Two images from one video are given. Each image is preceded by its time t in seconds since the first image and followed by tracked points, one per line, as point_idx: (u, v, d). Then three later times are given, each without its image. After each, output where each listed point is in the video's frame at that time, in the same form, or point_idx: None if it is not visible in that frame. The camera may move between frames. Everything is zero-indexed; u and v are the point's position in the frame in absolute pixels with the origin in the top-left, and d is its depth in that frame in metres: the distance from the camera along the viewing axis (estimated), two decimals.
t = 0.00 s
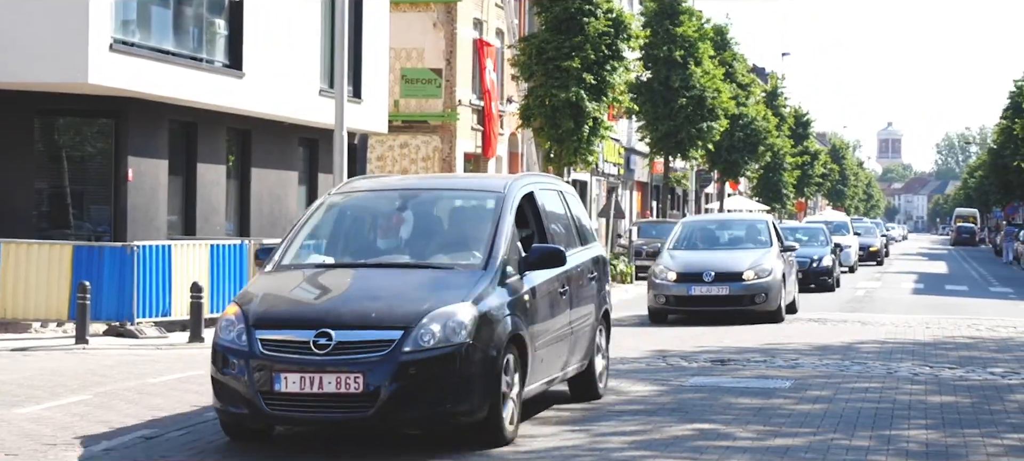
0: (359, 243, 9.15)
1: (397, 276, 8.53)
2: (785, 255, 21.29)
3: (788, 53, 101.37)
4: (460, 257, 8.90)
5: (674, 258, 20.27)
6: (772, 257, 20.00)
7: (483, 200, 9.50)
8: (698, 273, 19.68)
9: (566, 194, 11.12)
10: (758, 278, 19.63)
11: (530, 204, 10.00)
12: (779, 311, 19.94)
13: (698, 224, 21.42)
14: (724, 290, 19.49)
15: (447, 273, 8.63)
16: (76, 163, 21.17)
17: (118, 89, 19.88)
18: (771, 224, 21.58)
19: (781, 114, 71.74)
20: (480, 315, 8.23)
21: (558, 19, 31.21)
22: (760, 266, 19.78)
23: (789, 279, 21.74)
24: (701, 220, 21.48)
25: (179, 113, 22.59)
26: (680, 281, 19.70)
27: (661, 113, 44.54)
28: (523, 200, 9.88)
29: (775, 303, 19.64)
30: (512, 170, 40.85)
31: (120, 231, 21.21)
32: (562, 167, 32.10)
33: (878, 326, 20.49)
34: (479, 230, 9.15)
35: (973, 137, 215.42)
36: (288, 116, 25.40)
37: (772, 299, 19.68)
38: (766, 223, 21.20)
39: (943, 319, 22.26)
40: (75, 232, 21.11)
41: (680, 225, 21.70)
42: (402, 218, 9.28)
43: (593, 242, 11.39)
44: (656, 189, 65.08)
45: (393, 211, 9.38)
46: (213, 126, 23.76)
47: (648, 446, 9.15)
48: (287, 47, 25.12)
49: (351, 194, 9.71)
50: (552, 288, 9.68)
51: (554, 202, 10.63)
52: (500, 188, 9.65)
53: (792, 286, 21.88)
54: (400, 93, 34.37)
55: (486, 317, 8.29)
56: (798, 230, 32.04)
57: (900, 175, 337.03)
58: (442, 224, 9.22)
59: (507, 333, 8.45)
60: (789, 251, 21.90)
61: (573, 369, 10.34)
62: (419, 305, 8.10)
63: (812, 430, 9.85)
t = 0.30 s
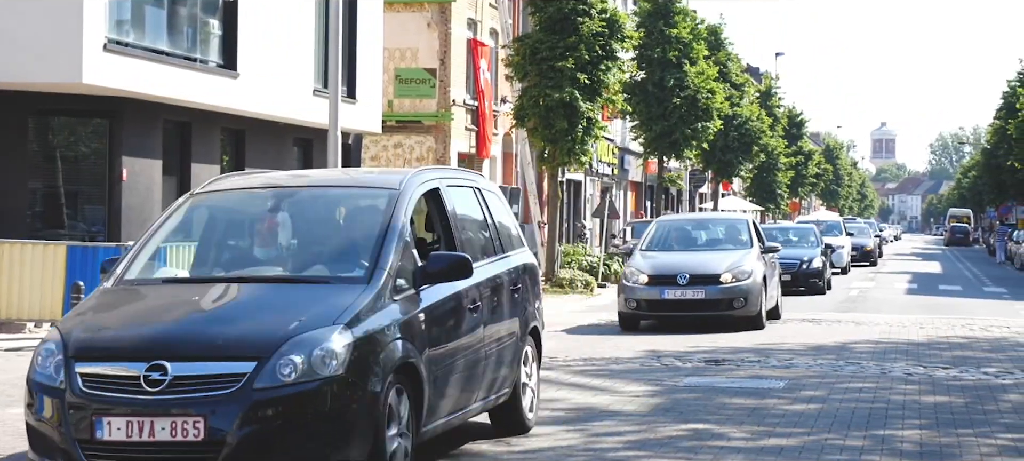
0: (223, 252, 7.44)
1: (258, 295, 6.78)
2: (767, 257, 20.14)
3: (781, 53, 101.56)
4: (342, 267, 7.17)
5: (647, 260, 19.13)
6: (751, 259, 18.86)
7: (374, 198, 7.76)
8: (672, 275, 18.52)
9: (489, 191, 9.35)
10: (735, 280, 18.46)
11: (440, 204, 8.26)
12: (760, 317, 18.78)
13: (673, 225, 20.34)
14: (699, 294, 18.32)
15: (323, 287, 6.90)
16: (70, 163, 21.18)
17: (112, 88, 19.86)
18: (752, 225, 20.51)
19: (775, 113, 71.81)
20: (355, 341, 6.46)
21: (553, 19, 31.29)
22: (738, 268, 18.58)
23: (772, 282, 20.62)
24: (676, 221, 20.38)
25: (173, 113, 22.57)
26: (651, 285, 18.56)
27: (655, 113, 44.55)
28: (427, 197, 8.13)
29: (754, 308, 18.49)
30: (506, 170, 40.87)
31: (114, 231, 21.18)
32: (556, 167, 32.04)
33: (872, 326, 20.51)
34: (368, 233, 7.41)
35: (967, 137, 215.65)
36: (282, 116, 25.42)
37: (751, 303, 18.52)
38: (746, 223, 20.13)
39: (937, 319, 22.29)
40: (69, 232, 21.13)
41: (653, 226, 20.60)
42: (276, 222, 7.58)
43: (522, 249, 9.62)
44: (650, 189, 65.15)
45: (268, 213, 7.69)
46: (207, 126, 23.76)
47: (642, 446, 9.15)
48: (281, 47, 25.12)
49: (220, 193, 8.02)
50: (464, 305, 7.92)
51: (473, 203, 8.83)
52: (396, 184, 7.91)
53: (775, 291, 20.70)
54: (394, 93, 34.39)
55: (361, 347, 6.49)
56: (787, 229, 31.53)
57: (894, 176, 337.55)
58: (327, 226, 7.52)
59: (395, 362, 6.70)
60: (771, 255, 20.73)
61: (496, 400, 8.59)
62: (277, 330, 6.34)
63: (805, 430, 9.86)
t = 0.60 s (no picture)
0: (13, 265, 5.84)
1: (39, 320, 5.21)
2: (746, 260, 18.96)
3: (776, 53, 101.58)
4: (158, 281, 5.57)
5: (614, 263, 17.92)
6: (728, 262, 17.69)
7: (212, 191, 6.12)
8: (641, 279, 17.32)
9: (374, 185, 7.77)
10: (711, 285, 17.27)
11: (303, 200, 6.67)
12: (737, 325, 17.60)
13: (645, 224, 19.22)
14: (671, 300, 17.14)
15: (126, 307, 5.31)
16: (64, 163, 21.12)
17: (106, 88, 19.84)
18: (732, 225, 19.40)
19: (769, 114, 71.88)
20: (155, 379, 4.90)
21: (547, 19, 31.24)
22: (713, 272, 17.40)
23: (752, 285, 19.34)
24: (649, 220, 19.24)
25: (165, 113, 22.52)
26: (618, 290, 17.34)
27: (649, 112, 44.51)
28: (283, 193, 6.54)
29: (730, 315, 17.31)
30: (500, 170, 40.88)
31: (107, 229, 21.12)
32: (550, 167, 32.05)
33: (866, 326, 20.53)
34: (193, 239, 5.79)
35: (960, 138, 215.87)
36: (276, 117, 25.40)
37: (727, 310, 17.33)
38: (724, 226, 19.00)
39: (931, 319, 22.32)
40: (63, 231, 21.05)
41: (624, 225, 19.47)
42: (86, 222, 5.98)
43: (416, 257, 8.03)
44: (644, 189, 65.20)
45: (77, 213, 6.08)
46: (201, 125, 23.74)
47: (636, 445, 9.16)
48: (275, 46, 25.10)
49: (23, 188, 6.40)
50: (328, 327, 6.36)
51: (351, 200, 7.28)
52: (241, 175, 6.26)
53: (755, 297, 19.49)
54: (388, 92, 34.50)
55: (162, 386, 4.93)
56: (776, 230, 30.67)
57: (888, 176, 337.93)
58: (147, 229, 5.93)
59: (215, 406, 5.15)
60: (752, 259, 19.58)
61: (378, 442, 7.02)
62: (40, 376, 4.78)
63: (799, 430, 9.87)
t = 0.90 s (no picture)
0: None
1: None
2: (723, 263, 17.44)
3: (771, 53, 101.58)
4: None
5: (578, 265, 16.39)
6: (703, 267, 16.15)
7: None
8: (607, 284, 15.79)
9: (198, 176, 6.03)
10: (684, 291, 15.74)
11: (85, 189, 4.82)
12: (712, 335, 16.08)
13: (614, 223, 17.70)
14: (639, 309, 15.60)
15: None
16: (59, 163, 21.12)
17: (101, 88, 19.83)
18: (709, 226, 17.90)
19: (764, 114, 71.95)
20: None
21: (541, 19, 31.23)
22: (686, 277, 15.85)
23: (731, 290, 17.89)
24: (619, 220, 17.71)
25: (160, 113, 22.49)
26: (581, 296, 15.80)
27: (644, 113, 44.54)
28: (54, 186, 4.72)
29: (704, 325, 15.78)
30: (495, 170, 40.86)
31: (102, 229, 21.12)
32: (545, 167, 32.07)
33: (861, 326, 20.55)
34: None
35: (954, 138, 216.12)
36: (270, 117, 25.38)
37: (701, 319, 15.79)
38: (699, 227, 17.49)
39: (925, 319, 22.35)
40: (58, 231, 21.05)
41: (592, 224, 17.93)
42: None
43: (252, 270, 6.26)
44: (639, 189, 65.25)
45: None
46: (196, 125, 23.71)
47: (632, 445, 9.17)
48: (270, 46, 25.09)
49: None
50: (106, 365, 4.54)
51: (162, 195, 5.49)
52: None
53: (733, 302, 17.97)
54: (383, 93, 34.48)
55: None
56: (766, 232, 29.97)
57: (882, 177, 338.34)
58: None
59: None
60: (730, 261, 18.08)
61: None
62: None
63: (795, 431, 9.88)
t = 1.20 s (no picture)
0: None
1: None
2: (697, 265, 15.08)
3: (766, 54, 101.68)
4: None
5: (533, 271, 14.04)
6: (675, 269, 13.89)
7: None
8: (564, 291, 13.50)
9: None
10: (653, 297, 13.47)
11: None
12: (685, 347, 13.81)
13: (574, 222, 15.27)
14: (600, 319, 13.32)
15: None
16: (55, 163, 21.10)
17: (97, 89, 19.82)
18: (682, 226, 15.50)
19: (759, 114, 72.00)
20: None
21: (536, 19, 31.17)
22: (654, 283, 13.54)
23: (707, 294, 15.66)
24: (578, 219, 15.27)
25: (156, 113, 22.49)
26: (534, 305, 13.52)
27: (639, 113, 44.58)
28: None
29: (674, 336, 13.53)
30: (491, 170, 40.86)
31: (98, 231, 21.10)
32: (540, 167, 32.08)
33: (856, 326, 20.56)
34: None
35: (949, 138, 216.45)
36: (266, 117, 25.35)
37: (671, 330, 13.53)
38: (672, 226, 15.08)
39: (921, 319, 22.37)
40: (54, 233, 21.05)
41: (549, 223, 15.51)
42: None
43: None
44: (634, 189, 65.31)
45: None
46: (191, 125, 23.69)
47: (628, 445, 9.16)
48: (266, 46, 25.09)
49: None
50: None
51: None
52: None
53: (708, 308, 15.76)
54: (379, 93, 34.47)
55: None
56: (755, 233, 28.22)
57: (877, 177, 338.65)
58: None
59: None
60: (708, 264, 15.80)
61: None
62: None
63: (791, 431, 9.88)
